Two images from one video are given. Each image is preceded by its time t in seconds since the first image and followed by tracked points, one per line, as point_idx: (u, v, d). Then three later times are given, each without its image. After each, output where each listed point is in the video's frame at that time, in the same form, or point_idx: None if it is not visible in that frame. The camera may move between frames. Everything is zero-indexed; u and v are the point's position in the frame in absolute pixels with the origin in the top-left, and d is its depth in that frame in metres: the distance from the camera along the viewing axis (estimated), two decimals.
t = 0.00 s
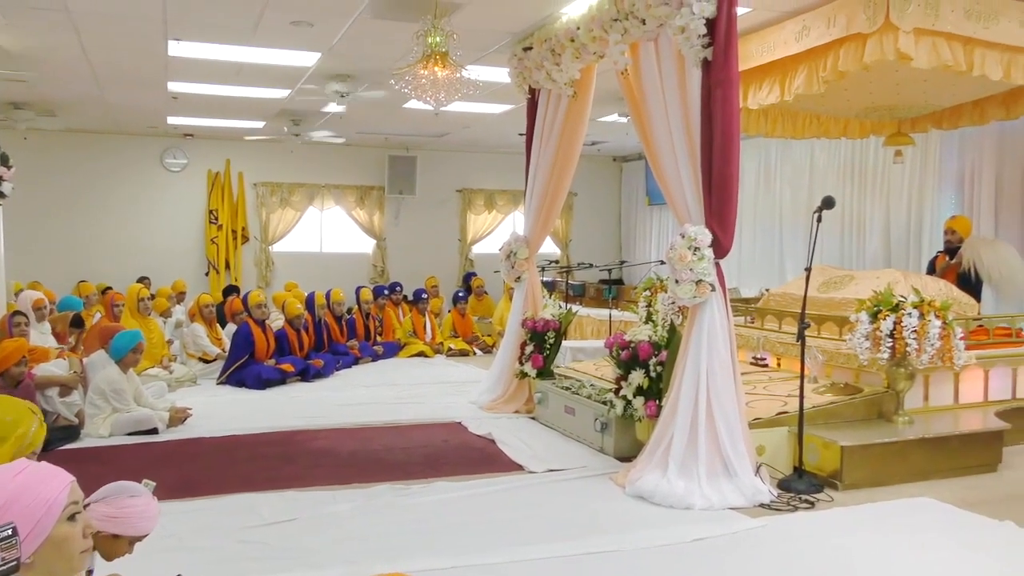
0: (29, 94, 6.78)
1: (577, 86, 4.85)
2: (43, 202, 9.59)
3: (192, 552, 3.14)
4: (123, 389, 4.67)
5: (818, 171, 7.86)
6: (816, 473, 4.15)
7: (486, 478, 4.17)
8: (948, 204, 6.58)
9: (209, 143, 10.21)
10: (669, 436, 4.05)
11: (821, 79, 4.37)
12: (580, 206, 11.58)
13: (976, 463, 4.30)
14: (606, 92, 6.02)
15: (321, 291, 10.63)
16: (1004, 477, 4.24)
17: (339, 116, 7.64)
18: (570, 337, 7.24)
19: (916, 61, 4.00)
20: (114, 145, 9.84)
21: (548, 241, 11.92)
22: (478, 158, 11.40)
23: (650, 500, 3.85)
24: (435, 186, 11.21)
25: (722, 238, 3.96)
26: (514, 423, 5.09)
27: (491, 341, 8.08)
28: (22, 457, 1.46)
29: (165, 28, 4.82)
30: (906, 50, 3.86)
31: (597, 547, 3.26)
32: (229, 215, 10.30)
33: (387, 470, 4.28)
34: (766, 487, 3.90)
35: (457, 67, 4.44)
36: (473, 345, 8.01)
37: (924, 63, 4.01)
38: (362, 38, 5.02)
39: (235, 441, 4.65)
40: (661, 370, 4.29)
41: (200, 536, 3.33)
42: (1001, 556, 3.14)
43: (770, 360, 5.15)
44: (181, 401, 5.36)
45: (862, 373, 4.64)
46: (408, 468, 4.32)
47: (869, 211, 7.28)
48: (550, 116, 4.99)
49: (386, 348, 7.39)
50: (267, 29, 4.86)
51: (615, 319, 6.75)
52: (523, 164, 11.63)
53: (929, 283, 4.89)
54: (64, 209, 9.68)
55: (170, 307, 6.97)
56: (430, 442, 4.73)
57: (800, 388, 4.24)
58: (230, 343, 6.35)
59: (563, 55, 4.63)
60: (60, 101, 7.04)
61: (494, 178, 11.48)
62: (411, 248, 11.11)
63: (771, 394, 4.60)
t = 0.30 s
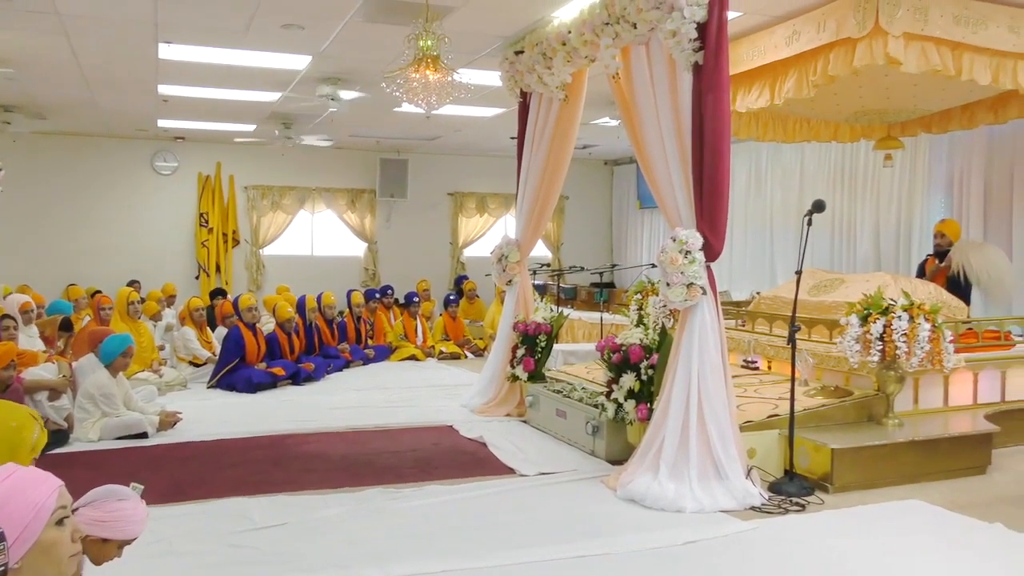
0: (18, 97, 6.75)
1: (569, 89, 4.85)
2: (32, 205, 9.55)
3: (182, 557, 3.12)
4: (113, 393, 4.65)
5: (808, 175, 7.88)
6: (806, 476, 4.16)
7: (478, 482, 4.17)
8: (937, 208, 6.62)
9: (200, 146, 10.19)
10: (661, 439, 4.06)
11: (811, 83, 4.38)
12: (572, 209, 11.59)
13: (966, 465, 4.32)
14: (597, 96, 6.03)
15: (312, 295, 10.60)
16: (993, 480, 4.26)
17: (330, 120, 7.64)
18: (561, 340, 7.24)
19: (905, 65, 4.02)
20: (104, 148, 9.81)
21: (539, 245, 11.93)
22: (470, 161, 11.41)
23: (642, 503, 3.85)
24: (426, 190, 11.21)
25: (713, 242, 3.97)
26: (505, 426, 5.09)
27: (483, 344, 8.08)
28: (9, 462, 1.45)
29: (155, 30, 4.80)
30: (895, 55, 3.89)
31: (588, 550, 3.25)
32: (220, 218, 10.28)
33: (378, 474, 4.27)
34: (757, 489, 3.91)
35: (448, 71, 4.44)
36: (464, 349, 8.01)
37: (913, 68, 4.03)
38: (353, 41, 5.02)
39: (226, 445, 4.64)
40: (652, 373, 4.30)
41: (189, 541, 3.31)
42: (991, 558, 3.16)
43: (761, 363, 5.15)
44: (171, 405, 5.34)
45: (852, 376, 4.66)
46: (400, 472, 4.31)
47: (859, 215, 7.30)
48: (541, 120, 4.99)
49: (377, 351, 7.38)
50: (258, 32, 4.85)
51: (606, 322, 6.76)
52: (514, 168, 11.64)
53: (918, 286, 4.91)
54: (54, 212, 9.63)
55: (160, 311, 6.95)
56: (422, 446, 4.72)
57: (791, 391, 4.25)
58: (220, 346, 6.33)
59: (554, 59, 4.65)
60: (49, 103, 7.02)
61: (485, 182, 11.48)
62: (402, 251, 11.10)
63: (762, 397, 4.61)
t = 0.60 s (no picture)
0: (7, 99, 6.72)
1: (559, 93, 4.86)
2: (21, 208, 9.50)
3: (170, 561, 3.11)
4: (102, 397, 4.63)
5: (798, 178, 7.91)
6: (797, 478, 4.17)
7: (469, 485, 4.16)
8: (926, 211, 6.65)
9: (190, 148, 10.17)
10: (651, 442, 4.06)
11: (801, 87, 4.40)
12: (563, 212, 11.60)
13: (954, 467, 4.33)
14: (588, 99, 6.04)
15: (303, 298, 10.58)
16: (981, 482, 4.27)
17: (321, 122, 7.62)
18: (552, 343, 7.24)
19: (894, 69, 4.05)
20: (93, 151, 9.77)
21: (531, 247, 11.93)
22: (461, 164, 11.41)
23: (633, 506, 3.85)
24: (417, 192, 11.20)
25: (703, 244, 3.98)
26: (496, 429, 5.09)
27: (474, 347, 8.08)
28: None
29: (145, 33, 4.79)
30: (884, 58, 3.91)
31: (579, 553, 3.25)
32: (210, 221, 10.25)
33: (369, 477, 4.26)
34: (748, 492, 3.91)
35: (439, 74, 4.44)
36: (456, 351, 8.01)
37: (902, 72, 4.05)
38: (343, 44, 5.02)
39: (216, 448, 4.62)
40: (643, 376, 4.30)
41: (179, 545, 3.30)
42: (979, 559, 3.17)
43: (751, 366, 5.16)
44: (161, 409, 5.32)
45: (842, 378, 4.66)
46: (390, 475, 4.30)
47: (849, 217, 7.33)
48: (532, 123, 5.00)
49: (368, 354, 7.37)
50: (247, 35, 4.84)
51: (598, 325, 6.76)
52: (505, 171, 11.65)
53: (907, 289, 4.92)
54: (43, 214, 9.59)
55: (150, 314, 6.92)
56: (413, 449, 4.72)
57: (781, 393, 4.26)
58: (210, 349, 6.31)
59: (545, 62, 4.65)
60: (38, 106, 6.99)
61: (476, 184, 11.48)
62: (393, 254, 11.09)
63: (753, 399, 4.62)
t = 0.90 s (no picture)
0: None
1: (550, 96, 4.86)
2: (9, 210, 9.45)
3: (160, 566, 3.09)
4: (90, 400, 4.60)
5: (788, 181, 7.94)
6: (787, 480, 4.18)
7: (460, 488, 4.16)
8: (915, 214, 6.69)
9: (179, 151, 10.13)
10: (642, 445, 4.07)
11: (790, 90, 4.41)
12: (553, 215, 11.61)
13: (943, 468, 4.36)
14: (579, 102, 6.05)
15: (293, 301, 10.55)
16: (970, 483, 4.30)
17: (311, 125, 7.61)
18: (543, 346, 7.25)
19: (882, 73, 4.08)
20: (82, 153, 9.73)
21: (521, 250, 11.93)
22: (452, 167, 11.41)
23: (624, 508, 3.86)
24: (408, 196, 11.19)
25: (694, 247, 3.99)
26: (487, 432, 5.09)
27: (465, 350, 8.07)
28: None
29: (135, 35, 4.77)
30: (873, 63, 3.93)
31: (571, 555, 3.25)
32: (200, 223, 10.22)
33: (360, 480, 4.25)
34: (738, 494, 3.92)
35: (430, 76, 4.44)
36: (446, 354, 8.00)
37: (891, 76, 4.09)
38: (334, 46, 5.01)
39: (206, 452, 4.60)
40: (634, 378, 4.31)
41: (168, 549, 3.28)
42: (968, 560, 3.19)
43: (741, 368, 5.17)
44: (150, 412, 5.30)
45: (832, 380, 4.68)
46: (382, 478, 4.29)
47: (839, 220, 7.36)
48: (523, 125, 5.00)
49: (359, 357, 7.36)
50: (238, 37, 4.83)
51: (588, 327, 6.77)
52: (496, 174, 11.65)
53: (896, 291, 4.93)
54: (32, 216, 9.54)
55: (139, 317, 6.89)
56: (404, 452, 4.71)
57: (771, 395, 4.27)
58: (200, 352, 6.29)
59: (536, 65, 4.65)
60: (27, 108, 6.95)
61: (467, 187, 11.48)
62: (384, 257, 11.07)
63: (743, 402, 4.62)
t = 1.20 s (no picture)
0: None
1: (541, 105, 4.87)
2: None
3: None
4: (79, 410, 4.58)
5: (778, 190, 7.97)
6: (778, 488, 4.19)
7: (451, 498, 4.14)
8: (904, 223, 6.72)
9: (170, 159, 10.12)
10: (633, 454, 4.06)
11: (780, 100, 4.43)
12: (545, 223, 11.63)
13: (933, 476, 4.36)
14: (569, 111, 6.07)
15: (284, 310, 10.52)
16: (960, 490, 4.30)
17: (302, 133, 7.61)
18: (535, 354, 7.24)
19: (871, 83, 4.11)
20: (72, 162, 9.70)
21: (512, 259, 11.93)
22: (443, 175, 11.42)
23: (616, 518, 3.85)
24: (399, 205, 11.20)
25: (684, 256, 4.01)
26: (478, 441, 5.08)
27: (456, 358, 8.06)
28: None
29: (125, 43, 4.77)
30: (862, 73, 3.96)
31: (562, 565, 3.24)
32: (190, 232, 10.20)
33: (350, 490, 4.23)
34: (730, 502, 3.92)
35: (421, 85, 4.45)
36: (437, 363, 7.99)
37: (880, 86, 4.13)
38: (325, 55, 5.02)
39: (195, 462, 4.58)
40: (625, 388, 4.31)
41: (157, 560, 3.26)
42: (959, 568, 3.20)
43: (732, 377, 5.17)
44: (140, 422, 5.27)
45: (823, 389, 4.69)
46: (372, 488, 4.27)
47: (829, 229, 7.39)
48: (514, 134, 5.00)
49: (350, 366, 7.35)
50: (229, 45, 4.83)
51: (579, 336, 6.77)
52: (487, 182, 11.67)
53: (886, 299, 4.94)
54: (22, 225, 9.50)
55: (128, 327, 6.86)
56: (395, 462, 4.69)
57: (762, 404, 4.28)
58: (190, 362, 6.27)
59: (527, 75, 4.67)
60: (16, 116, 6.93)
61: (458, 196, 11.49)
62: (375, 265, 11.06)
63: (735, 410, 4.63)
